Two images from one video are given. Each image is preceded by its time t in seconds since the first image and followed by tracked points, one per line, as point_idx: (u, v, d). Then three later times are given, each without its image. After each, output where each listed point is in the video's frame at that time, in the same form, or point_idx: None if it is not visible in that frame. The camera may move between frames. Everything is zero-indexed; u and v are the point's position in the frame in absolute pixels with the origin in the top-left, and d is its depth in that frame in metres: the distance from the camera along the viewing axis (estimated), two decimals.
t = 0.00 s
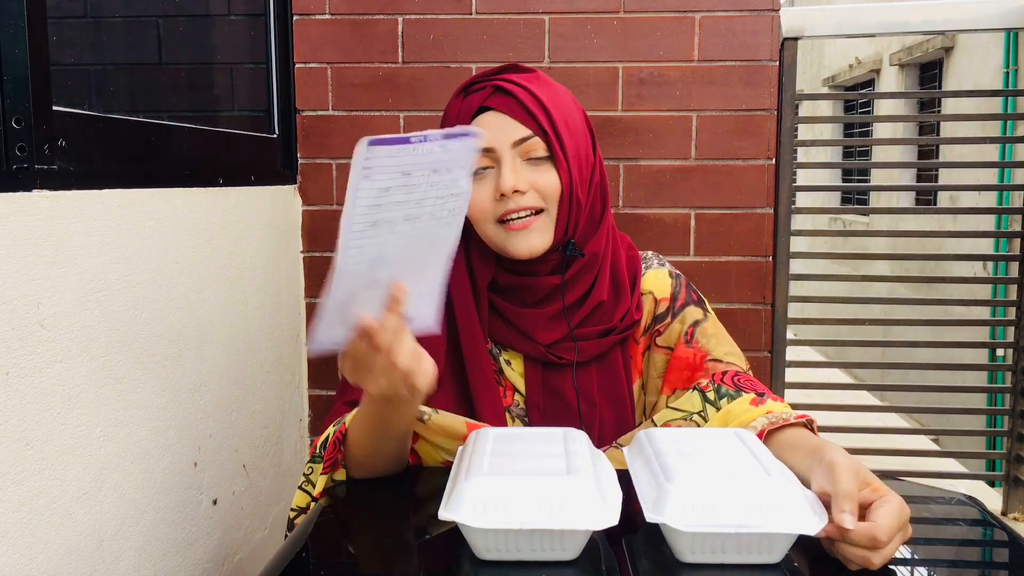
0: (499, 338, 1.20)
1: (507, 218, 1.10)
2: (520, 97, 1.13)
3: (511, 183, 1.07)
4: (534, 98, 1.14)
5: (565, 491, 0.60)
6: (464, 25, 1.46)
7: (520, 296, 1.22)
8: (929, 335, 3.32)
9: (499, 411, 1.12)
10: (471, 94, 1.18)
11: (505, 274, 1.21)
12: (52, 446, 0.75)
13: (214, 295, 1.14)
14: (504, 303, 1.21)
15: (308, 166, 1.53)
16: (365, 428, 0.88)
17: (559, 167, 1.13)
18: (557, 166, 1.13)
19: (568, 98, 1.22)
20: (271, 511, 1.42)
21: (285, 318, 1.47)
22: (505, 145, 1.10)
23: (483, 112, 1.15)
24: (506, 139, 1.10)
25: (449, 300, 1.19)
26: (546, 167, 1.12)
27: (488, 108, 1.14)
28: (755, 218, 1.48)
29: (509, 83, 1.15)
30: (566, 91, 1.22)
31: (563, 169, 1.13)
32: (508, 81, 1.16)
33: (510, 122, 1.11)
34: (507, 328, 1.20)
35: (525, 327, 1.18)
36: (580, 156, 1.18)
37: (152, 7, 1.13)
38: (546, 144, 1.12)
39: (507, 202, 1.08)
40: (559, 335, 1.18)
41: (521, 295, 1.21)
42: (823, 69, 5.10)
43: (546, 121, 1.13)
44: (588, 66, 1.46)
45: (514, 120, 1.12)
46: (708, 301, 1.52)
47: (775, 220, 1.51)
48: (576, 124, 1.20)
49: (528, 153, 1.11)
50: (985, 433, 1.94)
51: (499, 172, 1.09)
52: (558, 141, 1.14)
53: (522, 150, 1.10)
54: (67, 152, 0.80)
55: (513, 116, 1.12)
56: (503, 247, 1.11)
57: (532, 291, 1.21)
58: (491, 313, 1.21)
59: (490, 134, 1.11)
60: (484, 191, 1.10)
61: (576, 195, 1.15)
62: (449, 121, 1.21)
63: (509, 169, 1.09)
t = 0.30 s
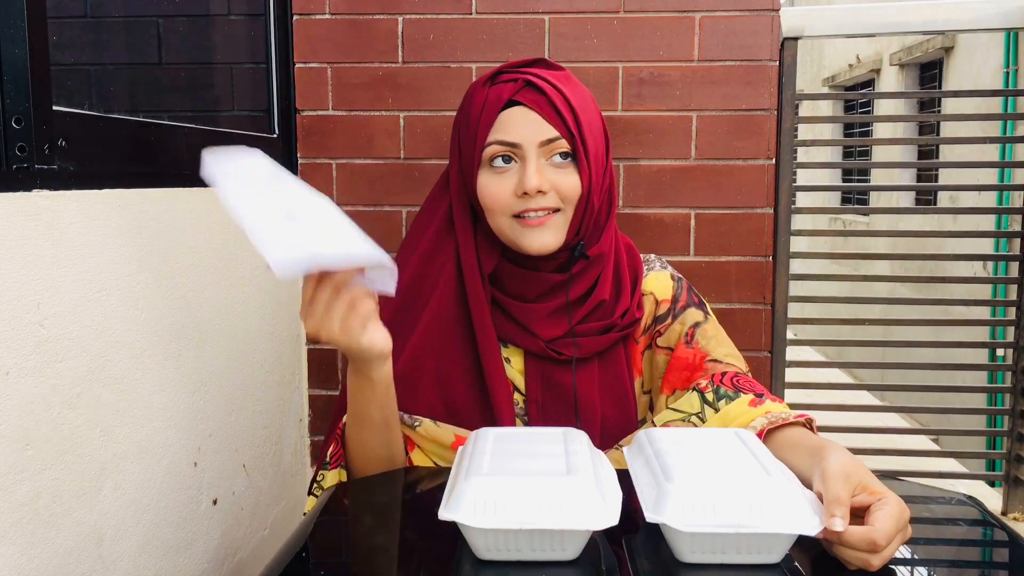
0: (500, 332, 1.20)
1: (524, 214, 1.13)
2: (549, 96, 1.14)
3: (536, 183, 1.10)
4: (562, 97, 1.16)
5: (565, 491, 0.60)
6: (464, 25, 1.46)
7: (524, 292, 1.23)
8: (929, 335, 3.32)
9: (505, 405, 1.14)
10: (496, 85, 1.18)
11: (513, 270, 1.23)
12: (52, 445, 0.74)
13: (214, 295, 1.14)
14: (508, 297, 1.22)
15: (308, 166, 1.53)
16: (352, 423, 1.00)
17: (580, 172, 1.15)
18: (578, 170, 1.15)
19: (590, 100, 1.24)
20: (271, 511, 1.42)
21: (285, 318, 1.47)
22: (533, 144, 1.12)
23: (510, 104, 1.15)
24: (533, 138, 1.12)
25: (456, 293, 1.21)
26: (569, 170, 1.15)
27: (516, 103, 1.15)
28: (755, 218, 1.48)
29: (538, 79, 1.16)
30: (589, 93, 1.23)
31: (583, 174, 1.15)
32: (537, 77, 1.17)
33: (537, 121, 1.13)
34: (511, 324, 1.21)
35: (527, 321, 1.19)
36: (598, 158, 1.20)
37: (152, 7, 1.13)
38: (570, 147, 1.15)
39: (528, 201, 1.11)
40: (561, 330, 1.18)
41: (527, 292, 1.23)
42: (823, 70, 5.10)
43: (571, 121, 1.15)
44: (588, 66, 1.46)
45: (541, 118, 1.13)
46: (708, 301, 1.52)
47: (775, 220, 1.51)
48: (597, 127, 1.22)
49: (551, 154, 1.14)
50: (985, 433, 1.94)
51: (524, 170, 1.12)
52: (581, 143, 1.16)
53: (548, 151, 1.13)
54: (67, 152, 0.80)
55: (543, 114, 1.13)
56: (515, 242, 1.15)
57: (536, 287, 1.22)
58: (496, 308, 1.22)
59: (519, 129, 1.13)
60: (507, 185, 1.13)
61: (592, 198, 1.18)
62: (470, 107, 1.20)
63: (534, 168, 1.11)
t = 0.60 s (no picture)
0: (505, 325, 1.21)
1: (539, 212, 1.14)
2: (555, 94, 1.15)
3: (549, 179, 1.10)
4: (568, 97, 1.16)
5: (565, 491, 0.60)
6: (465, 25, 1.46)
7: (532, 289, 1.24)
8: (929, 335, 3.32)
9: (504, 400, 1.14)
10: (503, 87, 1.19)
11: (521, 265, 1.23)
12: (52, 445, 0.74)
13: (214, 295, 1.14)
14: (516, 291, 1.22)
15: (308, 166, 1.53)
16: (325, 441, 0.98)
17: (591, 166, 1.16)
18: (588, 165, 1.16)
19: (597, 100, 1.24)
20: (271, 511, 1.42)
21: (285, 318, 1.47)
22: (542, 142, 1.13)
23: (516, 105, 1.16)
24: (541, 136, 1.13)
25: (461, 285, 1.21)
26: (579, 164, 1.15)
27: (522, 103, 1.15)
28: (755, 218, 1.48)
29: (542, 79, 1.16)
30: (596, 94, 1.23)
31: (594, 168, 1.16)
32: (541, 78, 1.17)
33: (544, 119, 1.13)
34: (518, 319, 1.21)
35: (534, 316, 1.19)
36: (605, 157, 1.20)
37: (152, 7, 1.13)
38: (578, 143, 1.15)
39: (541, 198, 1.12)
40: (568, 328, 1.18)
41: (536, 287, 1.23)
42: (823, 70, 5.10)
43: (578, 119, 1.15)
44: (588, 66, 1.46)
45: (550, 116, 1.13)
46: (708, 301, 1.52)
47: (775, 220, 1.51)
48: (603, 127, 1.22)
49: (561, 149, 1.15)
50: (985, 433, 1.94)
51: (535, 169, 1.13)
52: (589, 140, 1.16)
53: (557, 147, 1.14)
54: (67, 152, 0.80)
55: (549, 112, 1.13)
56: (531, 241, 1.16)
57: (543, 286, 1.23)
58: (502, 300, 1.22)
59: (527, 129, 1.13)
60: (520, 185, 1.13)
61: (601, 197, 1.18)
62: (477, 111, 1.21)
63: (545, 165, 1.12)
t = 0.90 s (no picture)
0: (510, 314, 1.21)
1: (539, 220, 1.15)
2: (551, 103, 1.14)
3: (545, 191, 1.11)
4: (563, 103, 1.15)
5: (565, 491, 0.60)
6: (464, 25, 1.46)
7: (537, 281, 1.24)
8: (929, 335, 3.32)
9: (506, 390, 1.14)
10: (501, 93, 1.19)
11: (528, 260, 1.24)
12: (52, 445, 0.74)
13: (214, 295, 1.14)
14: (523, 282, 1.23)
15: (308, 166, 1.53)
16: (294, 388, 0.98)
17: (590, 172, 1.16)
18: (586, 173, 1.15)
19: (599, 100, 1.24)
20: (271, 511, 1.42)
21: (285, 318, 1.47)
22: (538, 151, 1.13)
23: (513, 114, 1.16)
24: (537, 145, 1.13)
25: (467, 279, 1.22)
26: (576, 171, 1.15)
27: (518, 112, 1.16)
28: (756, 218, 1.48)
29: (537, 86, 1.16)
30: (597, 96, 1.22)
31: (592, 174, 1.16)
32: (537, 83, 1.16)
33: (540, 128, 1.13)
34: (524, 308, 1.21)
35: (539, 306, 1.20)
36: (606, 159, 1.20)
37: (152, 7, 1.13)
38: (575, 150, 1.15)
39: (540, 208, 1.13)
40: (571, 318, 1.19)
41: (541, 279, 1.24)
42: (823, 70, 5.10)
43: (576, 126, 1.14)
44: (588, 66, 1.46)
45: (545, 125, 1.13)
46: (708, 301, 1.52)
47: (775, 220, 1.51)
48: (605, 130, 1.22)
49: (557, 156, 1.14)
50: (985, 433, 1.94)
51: (532, 178, 1.13)
52: (588, 146, 1.15)
53: (554, 155, 1.14)
54: (67, 152, 0.80)
55: (544, 121, 1.13)
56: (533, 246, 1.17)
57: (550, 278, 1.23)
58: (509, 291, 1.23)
59: (524, 138, 1.13)
60: (518, 195, 1.14)
61: (603, 197, 1.18)
62: (479, 117, 1.22)
63: (542, 175, 1.13)
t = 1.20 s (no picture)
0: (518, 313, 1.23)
1: (534, 222, 1.15)
2: (536, 107, 1.14)
3: (533, 193, 1.11)
4: (549, 105, 1.15)
5: (565, 491, 0.60)
6: (464, 25, 1.46)
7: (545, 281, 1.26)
8: (929, 335, 3.32)
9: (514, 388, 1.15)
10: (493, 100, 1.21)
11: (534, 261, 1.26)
12: (52, 445, 0.74)
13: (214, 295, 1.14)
14: (530, 281, 1.24)
15: (308, 166, 1.53)
16: (312, 365, 0.98)
17: (581, 170, 1.15)
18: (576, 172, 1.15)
19: (591, 99, 1.23)
20: (271, 511, 1.42)
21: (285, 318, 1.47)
22: (525, 156, 1.13)
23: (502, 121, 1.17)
24: (525, 149, 1.14)
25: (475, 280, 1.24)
26: (566, 170, 1.15)
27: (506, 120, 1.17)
28: (756, 218, 1.48)
29: (522, 91, 1.17)
30: (587, 95, 1.22)
31: (584, 173, 1.15)
32: (522, 89, 1.17)
33: (525, 132, 1.14)
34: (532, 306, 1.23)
35: (545, 304, 1.21)
36: (598, 157, 1.20)
37: (152, 7, 1.13)
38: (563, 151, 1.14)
39: (532, 210, 1.13)
40: (578, 315, 1.20)
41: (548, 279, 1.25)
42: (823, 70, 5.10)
43: (562, 128, 1.14)
44: (588, 66, 1.46)
45: (531, 130, 1.14)
46: (708, 301, 1.52)
47: (775, 220, 1.51)
48: (597, 128, 1.21)
49: (545, 158, 1.14)
50: (984, 433, 1.94)
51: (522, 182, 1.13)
52: (576, 146, 1.15)
53: (543, 157, 1.13)
54: (67, 152, 0.80)
55: (529, 125, 1.14)
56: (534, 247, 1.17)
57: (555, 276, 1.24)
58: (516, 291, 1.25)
59: (511, 145, 1.14)
60: (510, 199, 1.14)
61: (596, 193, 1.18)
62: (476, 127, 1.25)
63: (530, 178, 1.13)
